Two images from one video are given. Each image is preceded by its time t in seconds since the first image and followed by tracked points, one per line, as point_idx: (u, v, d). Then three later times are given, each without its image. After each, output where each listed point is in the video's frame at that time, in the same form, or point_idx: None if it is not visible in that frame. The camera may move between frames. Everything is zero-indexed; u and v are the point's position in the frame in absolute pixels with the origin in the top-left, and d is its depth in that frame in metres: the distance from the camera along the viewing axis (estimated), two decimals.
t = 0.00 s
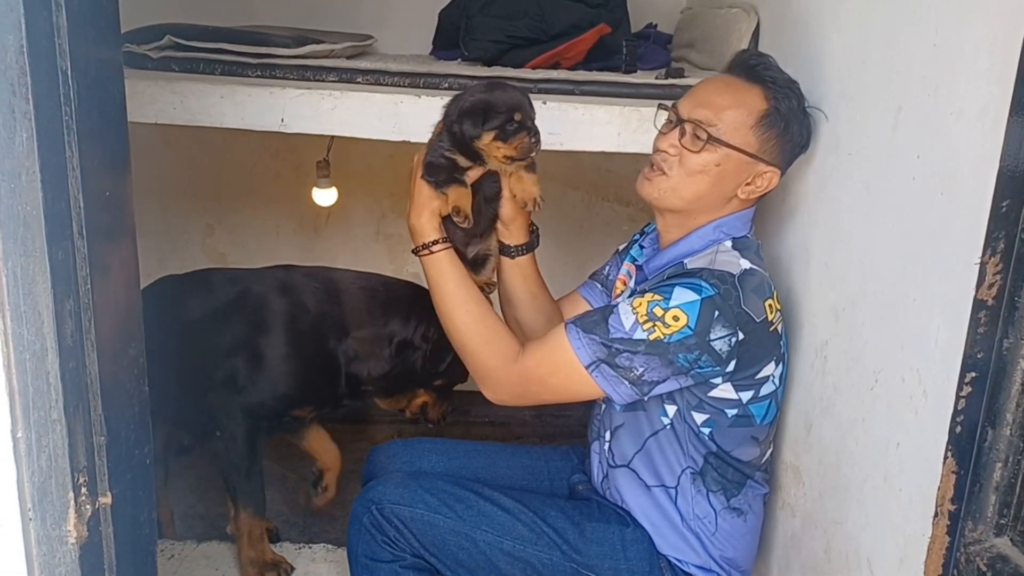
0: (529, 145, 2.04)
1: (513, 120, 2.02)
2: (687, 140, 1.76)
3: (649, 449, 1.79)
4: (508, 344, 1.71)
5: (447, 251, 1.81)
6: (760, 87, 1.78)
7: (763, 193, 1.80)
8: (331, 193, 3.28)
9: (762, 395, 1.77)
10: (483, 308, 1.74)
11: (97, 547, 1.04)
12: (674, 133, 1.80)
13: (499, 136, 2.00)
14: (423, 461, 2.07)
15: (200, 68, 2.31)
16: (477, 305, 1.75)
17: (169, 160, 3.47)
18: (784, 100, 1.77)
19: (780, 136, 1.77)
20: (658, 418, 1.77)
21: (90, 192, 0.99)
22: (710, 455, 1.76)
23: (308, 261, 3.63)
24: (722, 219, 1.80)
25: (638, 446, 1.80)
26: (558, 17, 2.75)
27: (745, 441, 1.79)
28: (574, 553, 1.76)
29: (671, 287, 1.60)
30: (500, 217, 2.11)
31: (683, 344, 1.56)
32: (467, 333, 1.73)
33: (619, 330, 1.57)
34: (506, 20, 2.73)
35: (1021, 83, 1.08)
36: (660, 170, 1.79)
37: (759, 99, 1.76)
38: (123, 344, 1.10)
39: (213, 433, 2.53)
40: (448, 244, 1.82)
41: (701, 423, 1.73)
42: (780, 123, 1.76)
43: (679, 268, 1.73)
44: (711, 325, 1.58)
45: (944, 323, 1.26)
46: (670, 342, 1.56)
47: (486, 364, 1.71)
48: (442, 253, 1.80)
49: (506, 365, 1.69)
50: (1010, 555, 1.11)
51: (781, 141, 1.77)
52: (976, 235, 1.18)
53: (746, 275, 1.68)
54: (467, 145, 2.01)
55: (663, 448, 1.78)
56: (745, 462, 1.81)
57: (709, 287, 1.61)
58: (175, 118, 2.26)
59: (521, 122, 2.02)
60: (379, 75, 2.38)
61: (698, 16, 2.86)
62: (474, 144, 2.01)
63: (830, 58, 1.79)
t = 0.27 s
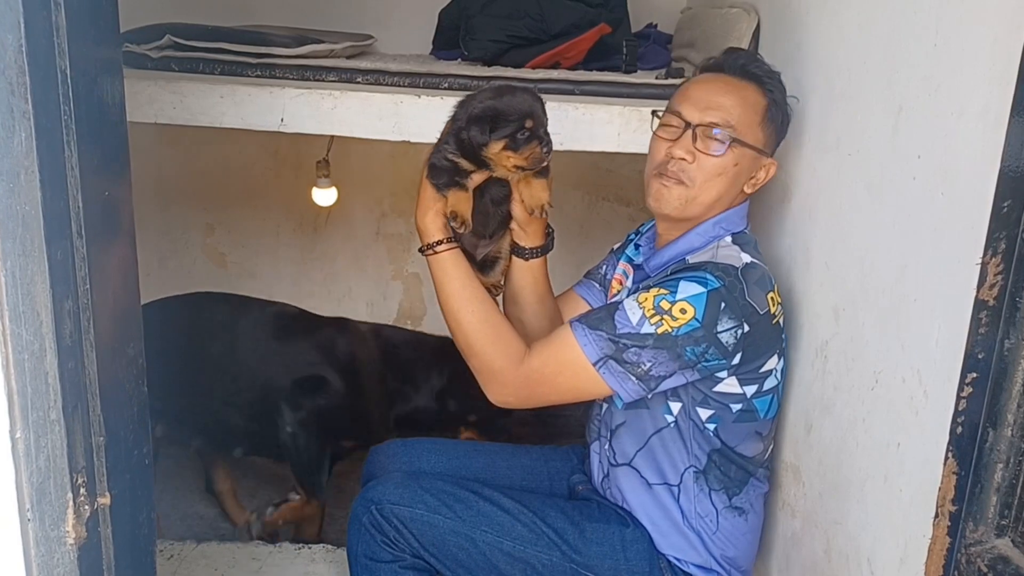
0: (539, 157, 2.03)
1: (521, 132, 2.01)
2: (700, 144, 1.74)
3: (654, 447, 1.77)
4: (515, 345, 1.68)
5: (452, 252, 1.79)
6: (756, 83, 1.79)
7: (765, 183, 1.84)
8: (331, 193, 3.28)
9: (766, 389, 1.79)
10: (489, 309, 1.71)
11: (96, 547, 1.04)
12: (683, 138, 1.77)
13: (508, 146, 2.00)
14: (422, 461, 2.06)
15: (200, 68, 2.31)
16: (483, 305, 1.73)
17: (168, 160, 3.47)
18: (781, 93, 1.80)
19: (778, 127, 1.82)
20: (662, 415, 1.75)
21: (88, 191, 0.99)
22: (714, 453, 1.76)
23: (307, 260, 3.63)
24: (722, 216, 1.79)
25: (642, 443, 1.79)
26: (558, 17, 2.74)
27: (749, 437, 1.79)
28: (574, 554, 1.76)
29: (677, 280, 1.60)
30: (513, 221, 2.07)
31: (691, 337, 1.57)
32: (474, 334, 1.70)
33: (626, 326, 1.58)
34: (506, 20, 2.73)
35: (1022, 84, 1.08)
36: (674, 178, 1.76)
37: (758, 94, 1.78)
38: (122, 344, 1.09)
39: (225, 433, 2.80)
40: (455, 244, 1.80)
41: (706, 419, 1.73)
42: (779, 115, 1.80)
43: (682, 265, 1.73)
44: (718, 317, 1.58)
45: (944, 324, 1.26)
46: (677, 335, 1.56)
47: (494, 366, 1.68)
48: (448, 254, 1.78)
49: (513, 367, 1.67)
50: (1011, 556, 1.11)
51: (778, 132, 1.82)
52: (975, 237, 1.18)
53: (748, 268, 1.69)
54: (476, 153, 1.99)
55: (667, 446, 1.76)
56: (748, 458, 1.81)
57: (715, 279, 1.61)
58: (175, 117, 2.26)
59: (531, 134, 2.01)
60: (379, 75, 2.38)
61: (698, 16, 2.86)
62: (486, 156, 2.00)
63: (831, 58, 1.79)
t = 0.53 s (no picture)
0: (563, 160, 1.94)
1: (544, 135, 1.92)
2: (689, 149, 1.74)
3: (660, 442, 1.77)
4: (530, 338, 1.65)
5: (471, 241, 1.74)
6: (738, 80, 1.77)
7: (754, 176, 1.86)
8: (331, 192, 3.28)
9: (770, 382, 1.79)
10: (505, 301, 1.68)
11: (93, 547, 1.04)
12: (672, 143, 1.76)
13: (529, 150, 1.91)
14: (421, 461, 2.06)
15: (199, 67, 2.31)
16: (496, 299, 1.69)
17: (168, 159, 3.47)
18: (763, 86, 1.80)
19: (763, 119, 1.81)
20: (668, 411, 1.75)
21: (85, 187, 0.98)
22: (719, 448, 1.76)
23: (307, 260, 3.63)
24: (722, 211, 1.78)
25: (647, 439, 1.78)
26: (557, 16, 2.74)
27: (753, 431, 1.79)
28: (573, 553, 1.76)
29: (686, 273, 1.62)
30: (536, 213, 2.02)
31: (704, 327, 1.58)
32: (490, 327, 1.66)
33: (640, 316, 1.57)
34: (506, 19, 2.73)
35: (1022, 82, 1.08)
36: (668, 185, 1.76)
37: (740, 91, 1.77)
38: (119, 343, 1.09)
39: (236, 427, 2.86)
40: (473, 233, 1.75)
41: (712, 414, 1.73)
42: (763, 108, 1.80)
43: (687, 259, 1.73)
44: (729, 308, 1.60)
45: (944, 322, 1.26)
46: (690, 325, 1.57)
47: (505, 360, 1.66)
48: (466, 243, 1.72)
49: (525, 362, 1.64)
50: (1011, 555, 1.11)
51: (764, 123, 1.82)
52: (975, 235, 1.18)
53: (754, 260, 1.71)
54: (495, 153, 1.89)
55: (673, 442, 1.76)
56: (752, 454, 1.81)
57: (724, 271, 1.63)
58: (174, 116, 2.26)
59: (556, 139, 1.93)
60: (379, 74, 2.38)
61: (698, 15, 2.86)
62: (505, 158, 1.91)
63: (830, 56, 1.79)
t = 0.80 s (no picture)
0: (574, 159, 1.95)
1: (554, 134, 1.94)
2: (688, 153, 1.74)
3: (669, 444, 1.77)
4: (545, 342, 1.62)
5: (486, 243, 1.71)
6: (734, 81, 1.77)
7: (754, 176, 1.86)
8: (331, 193, 3.28)
9: (776, 382, 1.80)
10: (519, 304, 1.65)
11: (94, 547, 1.04)
12: (670, 147, 1.76)
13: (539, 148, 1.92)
14: (422, 461, 2.06)
15: (200, 68, 2.32)
16: (511, 301, 1.65)
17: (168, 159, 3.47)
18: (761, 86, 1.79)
19: (763, 120, 1.81)
20: (676, 412, 1.75)
21: (86, 187, 0.98)
22: (726, 449, 1.76)
23: (307, 261, 3.63)
24: (725, 212, 1.79)
25: (654, 440, 1.78)
26: (558, 16, 2.74)
27: (759, 431, 1.80)
28: (576, 554, 1.77)
29: (699, 274, 1.63)
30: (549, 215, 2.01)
31: (718, 328, 1.58)
32: (507, 330, 1.63)
33: (654, 317, 1.57)
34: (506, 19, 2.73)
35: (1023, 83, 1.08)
36: (666, 188, 1.76)
37: (738, 93, 1.77)
38: (120, 344, 1.09)
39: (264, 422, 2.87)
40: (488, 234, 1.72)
41: (721, 415, 1.73)
42: (761, 108, 1.80)
43: (694, 261, 1.73)
44: (741, 308, 1.60)
45: (944, 323, 1.26)
46: (704, 326, 1.57)
47: (518, 363, 1.63)
48: (481, 245, 1.69)
49: (539, 366, 1.62)
50: (1011, 556, 1.11)
51: (763, 124, 1.82)
52: (976, 236, 1.18)
53: (763, 260, 1.72)
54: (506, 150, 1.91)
55: (682, 443, 1.76)
56: (758, 454, 1.81)
57: (737, 271, 1.64)
58: (174, 116, 2.26)
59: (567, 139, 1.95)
60: (379, 75, 2.38)
61: (698, 16, 2.86)
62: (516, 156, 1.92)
63: (831, 58, 1.79)
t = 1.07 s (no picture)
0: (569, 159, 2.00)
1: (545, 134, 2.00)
2: (688, 154, 1.74)
3: (668, 445, 1.77)
4: (546, 344, 1.63)
5: (485, 245, 1.72)
6: (738, 83, 1.77)
7: (757, 180, 1.85)
8: (331, 193, 3.28)
9: (776, 384, 1.80)
10: (518, 306, 1.65)
11: (95, 548, 1.04)
12: (671, 148, 1.76)
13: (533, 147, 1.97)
14: (422, 462, 2.06)
15: (200, 68, 2.32)
16: (510, 303, 1.66)
17: (167, 160, 3.47)
18: (765, 90, 1.79)
19: (767, 123, 1.80)
20: (675, 414, 1.76)
21: (87, 187, 0.98)
22: (726, 450, 1.76)
23: (307, 261, 3.63)
24: (727, 214, 1.80)
25: (653, 441, 1.78)
26: (557, 17, 2.74)
27: (758, 432, 1.80)
28: (575, 554, 1.77)
29: (698, 276, 1.63)
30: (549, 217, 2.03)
31: (716, 330, 1.58)
32: (506, 332, 1.63)
33: (653, 319, 1.58)
34: (506, 20, 2.73)
35: (1021, 84, 1.08)
36: (666, 188, 1.77)
37: (742, 96, 1.76)
38: (121, 344, 1.09)
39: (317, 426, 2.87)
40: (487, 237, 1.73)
41: (720, 416, 1.74)
42: (765, 111, 1.79)
43: (694, 262, 1.74)
44: (740, 310, 1.60)
45: (943, 323, 1.26)
46: (702, 328, 1.57)
47: (517, 366, 1.63)
48: (479, 248, 1.70)
49: (538, 368, 1.62)
50: (1010, 556, 1.11)
51: (767, 128, 1.81)
52: (975, 236, 1.18)
53: (762, 262, 1.72)
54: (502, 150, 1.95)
55: (681, 444, 1.76)
56: (757, 456, 1.82)
57: (736, 273, 1.64)
58: (174, 117, 2.26)
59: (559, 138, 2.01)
60: (379, 75, 2.39)
61: (698, 17, 2.86)
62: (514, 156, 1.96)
63: (831, 59, 1.79)
